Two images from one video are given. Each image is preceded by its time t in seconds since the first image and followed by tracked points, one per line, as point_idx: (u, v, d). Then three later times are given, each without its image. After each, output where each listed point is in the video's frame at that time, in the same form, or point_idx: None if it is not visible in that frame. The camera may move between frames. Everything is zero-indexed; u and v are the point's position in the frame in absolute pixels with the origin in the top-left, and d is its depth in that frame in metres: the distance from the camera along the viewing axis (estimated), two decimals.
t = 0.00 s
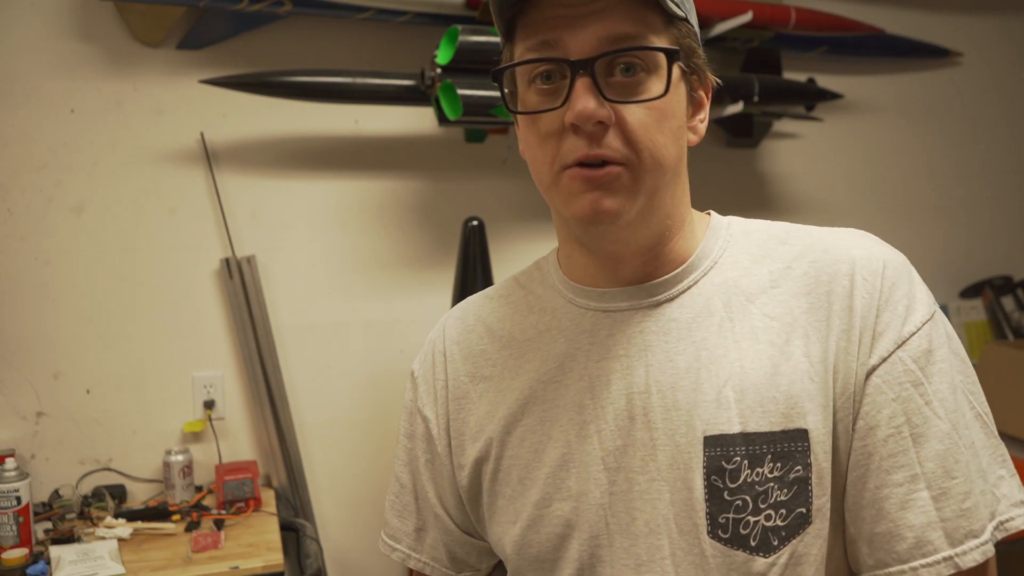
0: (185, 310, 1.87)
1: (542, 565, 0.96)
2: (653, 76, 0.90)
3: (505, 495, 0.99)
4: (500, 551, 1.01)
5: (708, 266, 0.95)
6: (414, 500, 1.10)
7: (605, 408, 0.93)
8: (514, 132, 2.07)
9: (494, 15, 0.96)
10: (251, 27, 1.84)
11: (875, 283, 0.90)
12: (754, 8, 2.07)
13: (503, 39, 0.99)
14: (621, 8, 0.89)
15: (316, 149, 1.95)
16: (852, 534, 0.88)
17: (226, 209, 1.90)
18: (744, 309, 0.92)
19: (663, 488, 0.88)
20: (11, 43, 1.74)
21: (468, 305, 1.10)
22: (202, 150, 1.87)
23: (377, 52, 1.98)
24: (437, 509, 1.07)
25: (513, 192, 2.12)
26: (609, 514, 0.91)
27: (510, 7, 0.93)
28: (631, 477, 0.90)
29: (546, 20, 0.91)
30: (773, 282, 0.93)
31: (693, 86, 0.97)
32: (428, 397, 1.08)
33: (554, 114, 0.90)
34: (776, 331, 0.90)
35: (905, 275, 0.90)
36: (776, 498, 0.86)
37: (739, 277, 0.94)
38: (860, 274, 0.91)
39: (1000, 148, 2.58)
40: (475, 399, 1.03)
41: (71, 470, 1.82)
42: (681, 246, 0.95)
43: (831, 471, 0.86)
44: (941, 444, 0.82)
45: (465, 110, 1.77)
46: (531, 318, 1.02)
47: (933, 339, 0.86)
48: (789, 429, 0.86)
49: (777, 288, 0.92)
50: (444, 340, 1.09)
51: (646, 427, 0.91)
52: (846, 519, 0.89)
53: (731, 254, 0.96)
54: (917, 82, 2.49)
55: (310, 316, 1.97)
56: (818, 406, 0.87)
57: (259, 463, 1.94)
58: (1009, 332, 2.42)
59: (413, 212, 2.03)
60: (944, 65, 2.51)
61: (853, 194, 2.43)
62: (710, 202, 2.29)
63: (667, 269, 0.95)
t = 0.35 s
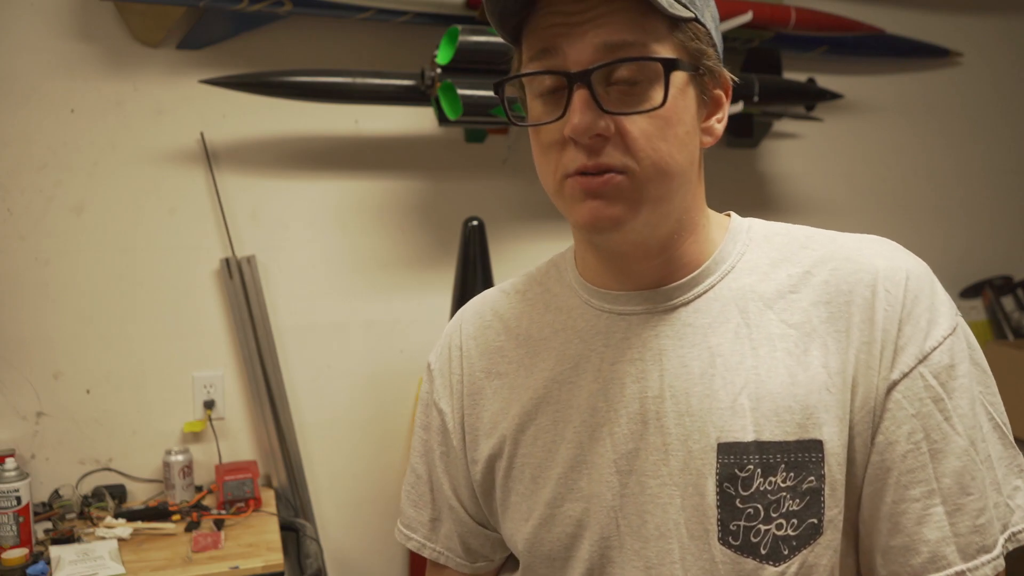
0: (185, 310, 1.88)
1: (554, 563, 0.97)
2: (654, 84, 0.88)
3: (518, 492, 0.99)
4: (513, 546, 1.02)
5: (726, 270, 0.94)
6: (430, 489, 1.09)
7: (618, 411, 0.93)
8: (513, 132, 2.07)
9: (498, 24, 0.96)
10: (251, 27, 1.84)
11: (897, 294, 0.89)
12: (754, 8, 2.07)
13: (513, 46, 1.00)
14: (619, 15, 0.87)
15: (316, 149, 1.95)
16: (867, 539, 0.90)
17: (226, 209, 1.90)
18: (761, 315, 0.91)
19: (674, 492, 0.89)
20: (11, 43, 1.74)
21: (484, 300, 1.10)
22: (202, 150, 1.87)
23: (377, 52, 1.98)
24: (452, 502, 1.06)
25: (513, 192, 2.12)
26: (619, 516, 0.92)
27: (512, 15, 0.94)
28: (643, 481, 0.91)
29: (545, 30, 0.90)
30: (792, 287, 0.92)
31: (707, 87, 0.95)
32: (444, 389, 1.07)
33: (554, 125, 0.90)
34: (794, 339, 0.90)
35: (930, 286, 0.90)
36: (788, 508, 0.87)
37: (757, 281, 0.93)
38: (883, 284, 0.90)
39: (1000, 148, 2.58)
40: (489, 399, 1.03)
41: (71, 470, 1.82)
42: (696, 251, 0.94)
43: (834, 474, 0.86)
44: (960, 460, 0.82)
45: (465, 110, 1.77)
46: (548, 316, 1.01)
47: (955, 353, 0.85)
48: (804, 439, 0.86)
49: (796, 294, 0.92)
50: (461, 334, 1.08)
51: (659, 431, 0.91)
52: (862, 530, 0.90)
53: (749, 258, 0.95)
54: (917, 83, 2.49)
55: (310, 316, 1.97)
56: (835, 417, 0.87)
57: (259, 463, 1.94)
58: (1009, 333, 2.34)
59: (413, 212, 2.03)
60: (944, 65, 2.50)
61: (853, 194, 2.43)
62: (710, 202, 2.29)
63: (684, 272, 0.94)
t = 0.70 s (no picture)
0: (185, 310, 1.88)
1: (556, 563, 0.98)
2: (676, 95, 0.86)
3: (522, 491, 1.00)
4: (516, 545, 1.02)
5: (736, 276, 0.94)
6: (441, 482, 1.08)
7: (620, 418, 0.93)
8: (513, 132, 2.07)
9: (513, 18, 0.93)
10: (251, 27, 1.85)
11: (917, 308, 0.89)
12: (754, 8, 2.07)
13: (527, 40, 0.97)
14: (646, 23, 0.85)
15: (316, 149, 1.95)
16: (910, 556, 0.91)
17: (226, 209, 1.90)
18: (772, 323, 0.91)
19: (676, 502, 0.89)
20: (11, 43, 1.74)
21: (495, 295, 1.09)
22: (202, 150, 1.87)
23: (377, 52, 1.98)
24: (461, 496, 1.06)
25: (513, 192, 2.12)
26: (620, 521, 0.93)
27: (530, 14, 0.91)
28: (644, 488, 0.91)
29: (565, 33, 0.88)
30: (805, 294, 0.92)
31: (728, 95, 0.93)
32: (453, 384, 1.07)
33: (571, 132, 0.89)
34: (804, 350, 0.89)
35: (949, 298, 0.90)
36: (790, 521, 0.88)
37: (769, 289, 0.93)
38: (901, 297, 0.90)
39: (1001, 149, 2.58)
40: (495, 402, 1.02)
41: (71, 470, 1.82)
42: (708, 258, 0.93)
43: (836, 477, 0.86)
44: (994, 475, 0.85)
45: (465, 110, 1.77)
46: (555, 316, 1.01)
47: (983, 367, 0.87)
48: (810, 453, 0.87)
49: (809, 300, 0.92)
50: (469, 330, 1.07)
51: (662, 438, 0.91)
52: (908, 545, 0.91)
53: (760, 263, 0.95)
54: (917, 82, 2.49)
55: (310, 316, 1.97)
56: (847, 433, 0.87)
57: (259, 463, 1.94)
58: (1008, 333, 2.33)
59: (413, 212, 2.03)
60: (944, 65, 2.50)
61: (853, 194, 2.43)
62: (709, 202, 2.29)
63: (697, 278, 0.93)
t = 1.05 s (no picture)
0: (185, 310, 1.88)
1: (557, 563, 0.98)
2: (680, 100, 0.86)
3: (524, 490, 1.00)
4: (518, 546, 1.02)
5: (737, 277, 0.93)
6: (443, 481, 1.08)
7: (621, 417, 0.93)
8: (514, 132, 2.07)
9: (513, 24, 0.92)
10: (251, 27, 1.85)
11: (920, 307, 0.89)
12: (754, 8, 2.07)
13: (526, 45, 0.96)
14: (648, 29, 0.84)
15: (316, 149, 1.95)
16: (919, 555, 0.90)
17: (226, 209, 1.90)
18: (773, 322, 0.91)
19: (679, 501, 0.90)
20: (11, 43, 1.74)
21: (497, 295, 1.09)
22: (202, 150, 1.87)
23: (377, 52, 1.98)
24: (463, 494, 1.06)
25: (513, 192, 2.12)
26: (623, 520, 0.93)
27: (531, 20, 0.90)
28: (647, 488, 0.91)
29: (567, 40, 0.87)
30: (806, 293, 0.92)
31: (728, 95, 0.93)
32: (455, 384, 1.07)
33: (575, 139, 0.88)
34: (805, 349, 0.89)
35: (951, 298, 0.90)
36: (792, 520, 0.88)
37: (770, 288, 0.93)
38: (903, 295, 0.90)
39: (1000, 149, 2.58)
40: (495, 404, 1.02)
41: (71, 470, 1.82)
42: (709, 259, 0.93)
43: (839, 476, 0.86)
44: (994, 473, 0.85)
45: (465, 110, 1.77)
46: (557, 316, 1.01)
47: (985, 365, 0.86)
48: (811, 452, 0.87)
49: (810, 299, 0.91)
50: (471, 330, 1.07)
51: (665, 438, 0.91)
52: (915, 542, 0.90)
53: (761, 263, 0.95)
54: (917, 82, 2.49)
55: (310, 316, 1.97)
56: (848, 431, 0.87)
57: (258, 463, 1.94)
58: (1008, 332, 2.32)
59: (413, 211, 2.03)
60: (944, 65, 2.50)
61: (853, 194, 2.43)
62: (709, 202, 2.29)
63: (699, 279, 0.93)
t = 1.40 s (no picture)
0: (184, 310, 1.88)
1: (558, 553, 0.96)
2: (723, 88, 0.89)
3: (524, 483, 0.99)
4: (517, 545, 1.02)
5: (737, 271, 0.94)
6: (438, 476, 1.08)
7: (624, 404, 0.93)
8: (514, 132, 2.07)
9: None
10: (251, 27, 1.85)
11: (908, 292, 0.88)
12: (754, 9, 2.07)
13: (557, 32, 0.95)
14: (702, 17, 0.87)
15: (316, 149, 1.95)
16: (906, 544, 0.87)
17: (226, 209, 1.90)
18: (770, 314, 0.91)
19: (681, 487, 0.89)
20: (11, 43, 1.74)
21: (498, 292, 1.09)
22: (202, 150, 1.87)
23: (377, 52, 1.98)
24: (457, 488, 1.06)
25: (513, 192, 2.12)
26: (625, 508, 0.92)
27: None
28: (651, 477, 0.91)
29: (623, 21, 0.87)
30: (801, 285, 0.92)
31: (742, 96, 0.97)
32: (453, 377, 1.07)
33: (625, 116, 0.87)
34: (800, 337, 0.89)
35: (941, 285, 0.89)
36: (793, 504, 0.87)
37: (766, 280, 0.93)
38: (891, 282, 0.90)
39: (1000, 149, 2.58)
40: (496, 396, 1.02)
41: (71, 470, 1.82)
42: (715, 248, 0.94)
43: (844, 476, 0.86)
44: (979, 453, 0.81)
45: (465, 110, 1.77)
46: (559, 309, 1.01)
47: (971, 348, 0.84)
48: (810, 436, 0.86)
49: (805, 292, 0.92)
50: (471, 325, 1.07)
51: (667, 426, 0.91)
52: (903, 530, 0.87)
53: (760, 259, 0.95)
54: (917, 82, 2.49)
55: (310, 316, 1.97)
56: (842, 416, 0.87)
57: (258, 463, 1.94)
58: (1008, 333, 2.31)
59: (413, 212, 2.03)
60: (944, 65, 2.50)
61: (853, 194, 2.43)
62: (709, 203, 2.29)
63: (701, 270, 0.94)
